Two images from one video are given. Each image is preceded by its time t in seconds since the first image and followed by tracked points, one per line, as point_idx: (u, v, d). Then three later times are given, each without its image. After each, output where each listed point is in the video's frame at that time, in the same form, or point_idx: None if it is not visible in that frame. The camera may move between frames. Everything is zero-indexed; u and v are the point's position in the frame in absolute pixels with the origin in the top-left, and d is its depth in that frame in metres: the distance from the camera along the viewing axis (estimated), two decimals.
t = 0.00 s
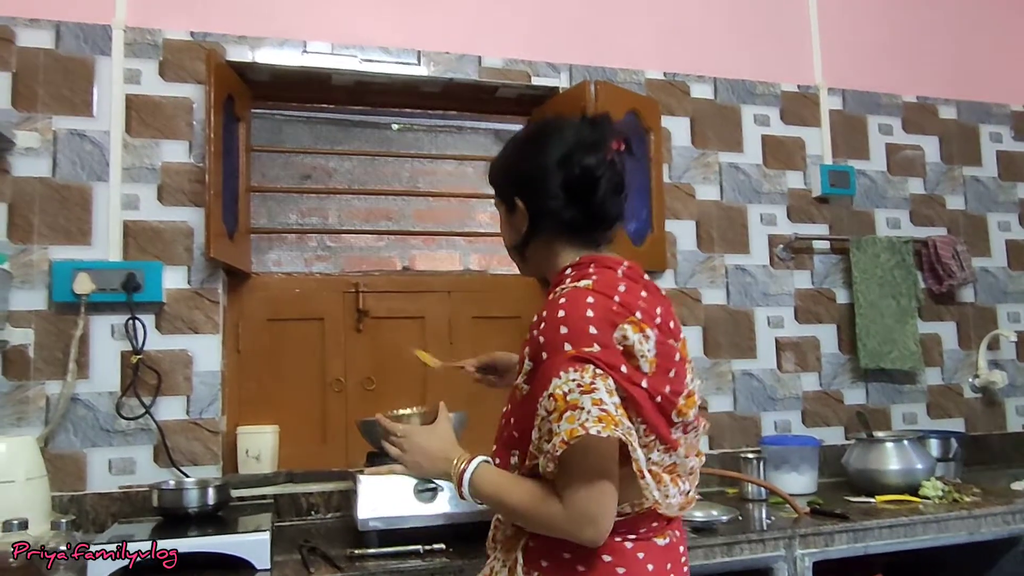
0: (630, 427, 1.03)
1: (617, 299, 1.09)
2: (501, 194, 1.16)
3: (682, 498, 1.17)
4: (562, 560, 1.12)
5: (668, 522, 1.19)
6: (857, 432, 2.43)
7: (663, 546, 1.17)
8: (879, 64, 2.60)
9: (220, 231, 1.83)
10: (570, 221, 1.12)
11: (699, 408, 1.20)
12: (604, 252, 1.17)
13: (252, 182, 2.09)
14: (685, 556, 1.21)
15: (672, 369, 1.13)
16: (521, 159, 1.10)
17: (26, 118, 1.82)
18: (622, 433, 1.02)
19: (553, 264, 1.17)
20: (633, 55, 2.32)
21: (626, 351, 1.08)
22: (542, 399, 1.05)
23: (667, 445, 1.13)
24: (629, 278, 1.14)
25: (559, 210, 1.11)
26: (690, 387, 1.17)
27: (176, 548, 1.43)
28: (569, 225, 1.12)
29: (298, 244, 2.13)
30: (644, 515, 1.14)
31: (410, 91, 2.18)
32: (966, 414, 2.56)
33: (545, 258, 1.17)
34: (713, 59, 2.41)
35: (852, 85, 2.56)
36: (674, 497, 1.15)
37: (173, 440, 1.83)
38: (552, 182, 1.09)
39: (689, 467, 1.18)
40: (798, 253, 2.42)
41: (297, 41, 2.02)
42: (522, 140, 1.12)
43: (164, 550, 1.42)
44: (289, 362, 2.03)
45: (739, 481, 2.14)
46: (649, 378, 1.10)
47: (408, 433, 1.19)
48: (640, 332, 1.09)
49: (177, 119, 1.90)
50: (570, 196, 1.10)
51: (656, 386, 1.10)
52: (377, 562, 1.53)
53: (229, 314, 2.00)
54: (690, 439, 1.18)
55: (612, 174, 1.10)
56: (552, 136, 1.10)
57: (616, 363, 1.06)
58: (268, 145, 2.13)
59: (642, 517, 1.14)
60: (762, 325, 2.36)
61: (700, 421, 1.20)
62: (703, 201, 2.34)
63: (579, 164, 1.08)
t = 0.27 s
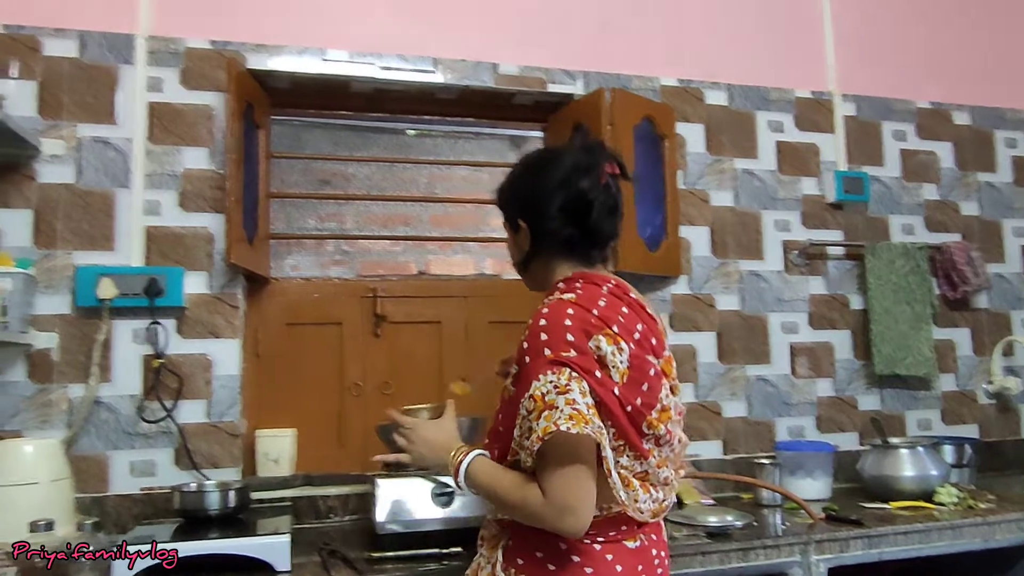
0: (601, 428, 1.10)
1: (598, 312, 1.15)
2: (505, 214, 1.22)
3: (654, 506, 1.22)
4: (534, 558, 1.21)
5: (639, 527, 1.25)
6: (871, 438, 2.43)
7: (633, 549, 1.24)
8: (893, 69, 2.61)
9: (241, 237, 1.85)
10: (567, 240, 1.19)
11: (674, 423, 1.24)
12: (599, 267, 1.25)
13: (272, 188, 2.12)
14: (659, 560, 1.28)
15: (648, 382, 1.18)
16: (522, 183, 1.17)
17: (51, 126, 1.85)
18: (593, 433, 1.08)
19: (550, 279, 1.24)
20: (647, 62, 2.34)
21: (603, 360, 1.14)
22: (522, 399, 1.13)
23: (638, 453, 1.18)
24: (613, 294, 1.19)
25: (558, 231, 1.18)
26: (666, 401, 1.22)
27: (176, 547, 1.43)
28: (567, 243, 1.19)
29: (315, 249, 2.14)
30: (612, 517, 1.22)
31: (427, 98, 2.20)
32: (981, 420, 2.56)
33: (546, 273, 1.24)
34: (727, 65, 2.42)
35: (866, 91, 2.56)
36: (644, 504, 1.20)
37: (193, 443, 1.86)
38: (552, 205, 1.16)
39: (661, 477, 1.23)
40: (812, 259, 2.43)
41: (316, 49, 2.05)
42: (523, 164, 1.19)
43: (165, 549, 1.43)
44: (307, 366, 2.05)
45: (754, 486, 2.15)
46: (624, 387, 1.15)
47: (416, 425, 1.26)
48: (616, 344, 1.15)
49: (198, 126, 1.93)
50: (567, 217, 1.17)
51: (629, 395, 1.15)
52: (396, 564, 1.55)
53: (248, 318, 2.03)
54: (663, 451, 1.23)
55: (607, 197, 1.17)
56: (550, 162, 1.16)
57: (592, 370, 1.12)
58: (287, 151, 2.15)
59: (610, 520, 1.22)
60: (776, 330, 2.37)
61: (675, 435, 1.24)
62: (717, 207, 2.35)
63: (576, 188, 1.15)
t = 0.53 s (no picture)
0: (582, 422, 1.15)
1: (589, 312, 1.20)
2: (515, 223, 1.29)
3: (646, 500, 1.27)
4: (531, 555, 1.26)
5: (634, 523, 1.29)
6: (886, 438, 2.42)
7: (627, 548, 1.27)
8: (909, 68, 2.59)
9: (257, 235, 1.87)
10: (575, 248, 1.26)
11: (668, 422, 1.28)
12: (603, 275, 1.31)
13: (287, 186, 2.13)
14: (655, 559, 1.30)
15: (638, 380, 1.22)
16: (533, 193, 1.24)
17: (71, 125, 1.87)
18: (573, 426, 1.14)
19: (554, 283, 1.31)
20: (662, 61, 2.34)
21: (591, 357, 1.19)
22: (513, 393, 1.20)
23: (627, 449, 1.23)
24: (609, 297, 1.24)
25: (566, 239, 1.25)
26: (660, 399, 1.26)
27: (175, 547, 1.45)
28: (574, 251, 1.26)
29: (328, 247, 2.15)
30: (607, 513, 1.25)
31: (441, 96, 2.21)
32: (997, 421, 2.55)
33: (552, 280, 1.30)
34: (742, 64, 2.41)
35: (881, 90, 2.55)
36: (635, 499, 1.25)
37: (210, 439, 1.87)
38: (561, 215, 1.23)
39: (654, 474, 1.28)
40: (827, 259, 2.42)
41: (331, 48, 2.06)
42: (534, 175, 1.26)
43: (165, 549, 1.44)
44: (321, 363, 2.07)
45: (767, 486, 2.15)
46: (612, 384, 1.20)
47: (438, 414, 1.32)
48: (605, 343, 1.20)
49: (215, 125, 1.95)
50: (575, 226, 1.24)
51: (617, 392, 1.20)
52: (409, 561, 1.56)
53: (262, 316, 2.04)
54: (656, 449, 1.27)
55: (613, 208, 1.24)
56: (560, 174, 1.23)
57: (578, 367, 1.18)
58: (302, 150, 2.17)
59: (605, 517, 1.25)
60: (790, 330, 2.36)
61: (668, 433, 1.27)
62: (731, 206, 2.35)
63: (584, 199, 1.22)
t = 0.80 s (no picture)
0: (576, 413, 1.16)
1: (581, 307, 1.22)
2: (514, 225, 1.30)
3: (641, 496, 1.26)
4: (523, 543, 1.28)
5: (628, 518, 1.28)
6: (900, 439, 2.41)
7: (619, 541, 1.26)
8: (926, 67, 2.58)
9: (273, 233, 1.88)
10: (576, 248, 1.28)
11: (664, 417, 1.27)
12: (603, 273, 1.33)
13: (302, 185, 2.14)
14: (651, 554, 1.29)
15: (631, 373, 1.22)
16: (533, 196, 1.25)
17: (90, 124, 1.89)
18: (565, 418, 1.15)
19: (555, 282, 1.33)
20: (676, 59, 2.34)
21: (584, 350, 1.20)
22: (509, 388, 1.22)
23: (620, 443, 1.23)
24: (602, 294, 1.25)
25: (566, 240, 1.26)
26: (655, 394, 1.25)
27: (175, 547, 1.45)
28: (575, 252, 1.28)
29: (342, 245, 2.16)
30: (598, 506, 1.26)
31: (456, 95, 2.21)
32: (1013, 422, 2.53)
33: (554, 280, 1.32)
34: (757, 63, 2.41)
35: (898, 88, 2.54)
36: (629, 495, 1.25)
37: (225, 436, 1.88)
38: (561, 217, 1.24)
39: (649, 470, 1.27)
40: (842, 258, 2.41)
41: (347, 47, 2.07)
42: (532, 178, 1.27)
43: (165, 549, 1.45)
44: (336, 361, 2.08)
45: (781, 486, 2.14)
46: (605, 377, 1.21)
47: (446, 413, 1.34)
48: (595, 338, 1.21)
49: (232, 123, 1.96)
50: (575, 227, 1.25)
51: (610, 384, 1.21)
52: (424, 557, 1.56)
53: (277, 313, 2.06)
54: (652, 445, 1.26)
55: (612, 208, 1.25)
56: (559, 176, 1.24)
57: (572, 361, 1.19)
58: (317, 148, 2.18)
59: (595, 509, 1.25)
60: (804, 329, 2.36)
61: (664, 429, 1.27)
62: (746, 205, 2.35)
63: (583, 201, 1.24)
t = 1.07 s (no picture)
0: (553, 403, 1.23)
1: (568, 299, 1.28)
2: (513, 213, 1.38)
3: (633, 487, 1.31)
4: (515, 528, 1.35)
5: (621, 508, 1.34)
6: (915, 438, 2.39)
7: (609, 530, 1.32)
8: (942, 63, 2.56)
9: (287, 228, 1.89)
10: (572, 235, 1.35)
11: (658, 407, 1.31)
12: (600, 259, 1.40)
13: (316, 180, 2.15)
14: (644, 544, 1.34)
15: (618, 363, 1.27)
16: (531, 183, 1.32)
17: (106, 119, 1.90)
18: (540, 407, 1.22)
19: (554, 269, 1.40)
20: (690, 55, 2.33)
21: (568, 341, 1.27)
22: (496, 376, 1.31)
23: (608, 433, 1.28)
24: (594, 283, 1.31)
25: (562, 226, 1.33)
26: (649, 384, 1.29)
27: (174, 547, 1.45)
28: (571, 238, 1.35)
29: (354, 241, 2.17)
30: (590, 495, 1.31)
31: (469, 91, 2.21)
32: None
33: (551, 266, 1.39)
34: (771, 58, 2.40)
35: (913, 85, 2.52)
36: (619, 485, 1.30)
37: (239, 430, 1.89)
38: (557, 204, 1.31)
39: (642, 461, 1.31)
40: (856, 255, 2.40)
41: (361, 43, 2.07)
42: (530, 166, 1.34)
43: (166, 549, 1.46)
44: (348, 356, 2.08)
45: (795, 484, 2.13)
46: (590, 367, 1.27)
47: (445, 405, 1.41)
48: (581, 328, 1.27)
49: (246, 119, 1.97)
50: (571, 214, 1.33)
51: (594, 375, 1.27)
52: (435, 552, 1.56)
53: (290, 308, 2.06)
54: (645, 435, 1.31)
55: (606, 195, 1.32)
56: (555, 164, 1.32)
57: (553, 351, 1.26)
58: (330, 144, 2.18)
59: (586, 497, 1.31)
60: (818, 327, 2.34)
61: (657, 420, 1.31)
62: (760, 202, 2.33)
63: (578, 187, 1.31)
